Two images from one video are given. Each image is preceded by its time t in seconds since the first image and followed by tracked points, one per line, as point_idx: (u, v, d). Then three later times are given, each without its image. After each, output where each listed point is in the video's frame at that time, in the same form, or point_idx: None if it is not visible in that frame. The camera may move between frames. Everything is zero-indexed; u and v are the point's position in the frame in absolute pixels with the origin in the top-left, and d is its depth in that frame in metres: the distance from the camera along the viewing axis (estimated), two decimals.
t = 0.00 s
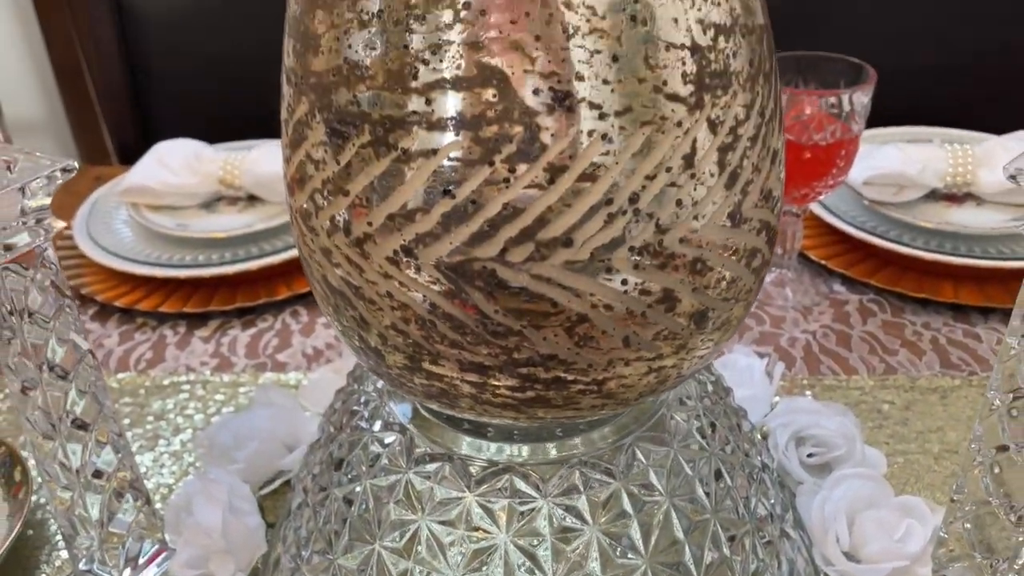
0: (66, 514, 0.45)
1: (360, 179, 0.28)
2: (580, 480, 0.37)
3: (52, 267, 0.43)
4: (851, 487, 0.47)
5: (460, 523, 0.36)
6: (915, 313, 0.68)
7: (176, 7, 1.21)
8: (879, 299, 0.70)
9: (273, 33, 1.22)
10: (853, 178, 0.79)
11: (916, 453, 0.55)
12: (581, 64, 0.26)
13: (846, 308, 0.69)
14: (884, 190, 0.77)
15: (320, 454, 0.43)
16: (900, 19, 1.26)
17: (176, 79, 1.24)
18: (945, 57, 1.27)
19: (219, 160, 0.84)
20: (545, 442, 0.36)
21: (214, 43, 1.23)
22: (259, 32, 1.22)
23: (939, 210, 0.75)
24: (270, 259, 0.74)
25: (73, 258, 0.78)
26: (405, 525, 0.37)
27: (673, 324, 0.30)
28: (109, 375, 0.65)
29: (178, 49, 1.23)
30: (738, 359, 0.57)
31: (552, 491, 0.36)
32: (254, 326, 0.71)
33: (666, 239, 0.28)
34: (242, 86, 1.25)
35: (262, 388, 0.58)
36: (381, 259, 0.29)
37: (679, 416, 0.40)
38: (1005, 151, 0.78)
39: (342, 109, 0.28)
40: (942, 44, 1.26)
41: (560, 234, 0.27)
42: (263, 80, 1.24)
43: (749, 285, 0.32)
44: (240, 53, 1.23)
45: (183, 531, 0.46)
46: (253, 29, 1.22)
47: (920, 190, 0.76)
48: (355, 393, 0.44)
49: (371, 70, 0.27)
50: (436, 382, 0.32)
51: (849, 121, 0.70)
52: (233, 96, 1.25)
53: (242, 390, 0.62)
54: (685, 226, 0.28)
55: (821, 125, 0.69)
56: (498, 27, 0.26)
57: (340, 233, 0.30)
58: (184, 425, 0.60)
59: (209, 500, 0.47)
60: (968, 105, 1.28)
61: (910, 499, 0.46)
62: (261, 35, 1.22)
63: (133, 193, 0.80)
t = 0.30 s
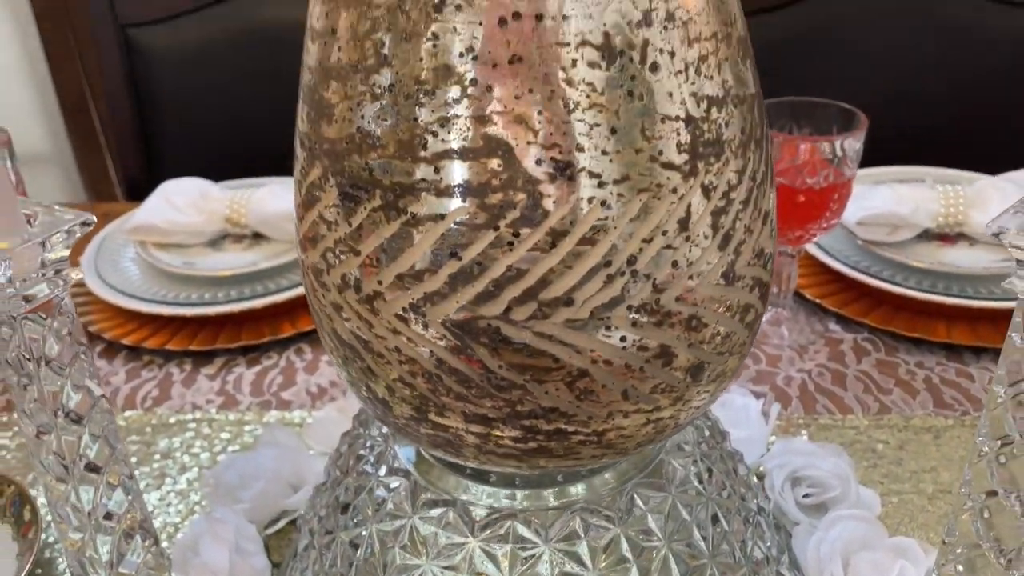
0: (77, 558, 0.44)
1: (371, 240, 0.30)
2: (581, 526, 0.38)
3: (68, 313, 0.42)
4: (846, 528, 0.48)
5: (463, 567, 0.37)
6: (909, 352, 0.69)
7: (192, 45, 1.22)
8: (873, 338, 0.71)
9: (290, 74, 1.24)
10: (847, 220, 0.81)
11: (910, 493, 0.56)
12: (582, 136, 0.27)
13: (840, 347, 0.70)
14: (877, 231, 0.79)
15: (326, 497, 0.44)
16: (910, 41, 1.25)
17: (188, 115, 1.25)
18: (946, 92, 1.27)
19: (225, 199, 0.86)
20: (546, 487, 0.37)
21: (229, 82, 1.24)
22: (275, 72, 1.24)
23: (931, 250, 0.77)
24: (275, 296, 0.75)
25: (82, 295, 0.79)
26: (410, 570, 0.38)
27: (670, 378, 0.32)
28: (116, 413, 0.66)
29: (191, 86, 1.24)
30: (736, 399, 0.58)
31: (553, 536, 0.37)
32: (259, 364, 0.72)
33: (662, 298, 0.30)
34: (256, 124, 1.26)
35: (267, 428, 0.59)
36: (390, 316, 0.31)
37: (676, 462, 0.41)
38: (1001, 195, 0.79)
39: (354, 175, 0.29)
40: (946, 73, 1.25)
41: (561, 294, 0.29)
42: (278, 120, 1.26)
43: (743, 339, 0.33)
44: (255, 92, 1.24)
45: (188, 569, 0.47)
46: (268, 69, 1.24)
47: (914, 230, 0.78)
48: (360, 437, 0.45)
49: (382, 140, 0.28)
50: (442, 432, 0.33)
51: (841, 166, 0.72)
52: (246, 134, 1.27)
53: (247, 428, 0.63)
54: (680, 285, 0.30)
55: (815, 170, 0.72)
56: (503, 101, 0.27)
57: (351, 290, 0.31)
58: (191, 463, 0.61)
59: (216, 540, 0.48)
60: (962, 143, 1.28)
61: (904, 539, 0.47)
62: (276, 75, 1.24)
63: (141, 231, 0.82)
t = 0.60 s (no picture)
0: None
1: (380, 296, 0.31)
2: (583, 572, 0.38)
3: (82, 360, 0.43)
4: (846, 570, 0.48)
5: None
6: (906, 392, 0.70)
7: (201, 84, 1.22)
8: (870, 377, 0.72)
9: (300, 114, 1.24)
10: (842, 260, 0.82)
11: (906, 533, 0.56)
12: (584, 200, 0.28)
13: (837, 387, 0.71)
14: (873, 271, 0.80)
15: (330, 540, 0.45)
16: (911, 78, 1.19)
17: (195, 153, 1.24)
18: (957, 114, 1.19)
19: (231, 237, 0.87)
20: (548, 533, 0.38)
21: (238, 121, 1.24)
22: (284, 113, 1.24)
23: (927, 290, 0.78)
24: (280, 334, 0.76)
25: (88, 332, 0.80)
26: None
27: (670, 429, 0.32)
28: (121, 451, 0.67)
29: (200, 124, 1.23)
30: (736, 439, 0.60)
31: None
32: (263, 402, 0.73)
33: (662, 352, 0.31)
34: (265, 163, 1.26)
35: (274, 468, 0.60)
36: (398, 368, 0.32)
37: (677, 509, 0.42)
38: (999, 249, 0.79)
39: (365, 234, 0.30)
40: (952, 130, 1.20)
41: (564, 348, 0.30)
42: (287, 159, 1.26)
43: (741, 390, 0.34)
44: (266, 132, 1.24)
45: None
46: (278, 110, 1.24)
47: (908, 271, 0.79)
48: (365, 480, 0.46)
49: (393, 201, 0.30)
50: (447, 480, 0.34)
51: (837, 210, 0.73)
52: (255, 173, 1.26)
53: (250, 467, 0.64)
54: (679, 340, 0.31)
55: (811, 213, 0.73)
56: (509, 165, 0.28)
57: (360, 342, 0.32)
58: (195, 502, 0.61)
59: None
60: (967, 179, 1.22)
61: None
62: (286, 115, 1.24)
63: (147, 269, 0.83)
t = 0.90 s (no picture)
0: None
1: (386, 340, 0.32)
2: None
3: (91, 397, 0.44)
4: None
5: None
6: (902, 428, 0.71)
7: (209, 120, 1.24)
8: (867, 413, 0.73)
9: (310, 152, 1.25)
10: (838, 296, 0.83)
11: (904, 570, 0.57)
12: (583, 249, 0.29)
13: (834, 423, 0.72)
14: (868, 307, 0.81)
15: None
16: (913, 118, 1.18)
17: (203, 189, 1.26)
18: (957, 153, 1.18)
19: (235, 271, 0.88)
20: (548, 571, 0.39)
21: (246, 157, 1.26)
22: (293, 150, 1.26)
23: (922, 326, 0.79)
24: (283, 369, 0.77)
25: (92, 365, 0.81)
26: None
27: (667, 471, 0.33)
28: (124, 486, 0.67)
29: (208, 160, 1.25)
30: (732, 478, 0.60)
31: None
32: (265, 436, 0.73)
33: (659, 396, 0.32)
34: (273, 199, 1.27)
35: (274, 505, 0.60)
36: (402, 411, 0.32)
37: (676, 547, 0.43)
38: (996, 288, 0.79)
39: (372, 280, 0.32)
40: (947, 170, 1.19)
41: (564, 393, 0.31)
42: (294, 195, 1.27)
43: (736, 432, 0.35)
44: (272, 168, 1.26)
45: None
46: (287, 147, 1.26)
47: (903, 307, 0.80)
48: (367, 517, 0.46)
49: (399, 249, 0.31)
50: (449, 520, 0.35)
51: (831, 249, 0.74)
52: (262, 208, 1.27)
53: (253, 502, 0.65)
54: (676, 384, 0.32)
55: (805, 252, 0.74)
56: (511, 217, 0.29)
57: (366, 385, 0.33)
58: (198, 538, 0.62)
59: None
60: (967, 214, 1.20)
61: None
62: (295, 152, 1.26)
63: (151, 303, 0.84)
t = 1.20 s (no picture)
0: None
1: (396, 388, 0.33)
2: None
3: (107, 437, 0.45)
4: None
5: None
6: (899, 466, 0.72)
7: (218, 158, 1.26)
8: (864, 451, 0.74)
9: (318, 191, 1.28)
10: (836, 334, 0.84)
11: None
12: (587, 302, 0.31)
13: (833, 461, 0.73)
14: (865, 345, 0.82)
15: None
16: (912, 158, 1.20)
17: (212, 226, 1.28)
18: (955, 192, 1.20)
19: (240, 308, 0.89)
20: None
21: (255, 194, 1.27)
22: (302, 188, 1.27)
23: (918, 364, 0.81)
24: (288, 405, 0.78)
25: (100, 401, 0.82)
26: None
27: (668, 514, 0.34)
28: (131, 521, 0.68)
29: (216, 197, 1.27)
30: (733, 514, 0.62)
31: None
32: (270, 472, 0.74)
33: (660, 443, 0.33)
34: (282, 236, 1.29)
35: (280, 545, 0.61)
36: (412, 456, 0.34)
37: None
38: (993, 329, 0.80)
39: (384, 330, 0.33)
40: (945, 208, 1.20)
41: (568, 439, 0.32)
42: (302, 232, 1.29)
43: (735, 476, 0.36)
44: (281, 205, 1.28)
45: None
46: (295, 184, 1.27)
47: (899, 345, 0.82)
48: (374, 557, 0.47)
49: (411, 301, 0.32)
50: (457, 561, 0.36)
51: (827, 290, 0.76)
52: (271, 245, 1.29)
53: (259, 538, 0.65)
54: (676, 431, 0.33)
55: (803, 292, 0.76)
56: (517, 271, 0.31)
57: (376, 430, 0.34)
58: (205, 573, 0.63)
59: None
60: (966, 253, 1.21)
61: None
62: (304, 190, 1.28)
63: (159, 339, 0.85)
